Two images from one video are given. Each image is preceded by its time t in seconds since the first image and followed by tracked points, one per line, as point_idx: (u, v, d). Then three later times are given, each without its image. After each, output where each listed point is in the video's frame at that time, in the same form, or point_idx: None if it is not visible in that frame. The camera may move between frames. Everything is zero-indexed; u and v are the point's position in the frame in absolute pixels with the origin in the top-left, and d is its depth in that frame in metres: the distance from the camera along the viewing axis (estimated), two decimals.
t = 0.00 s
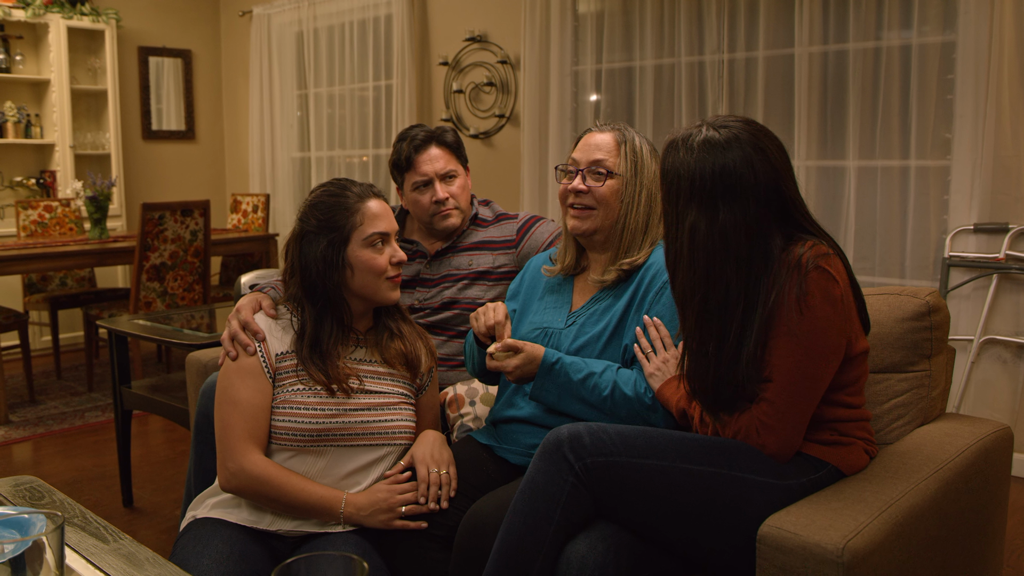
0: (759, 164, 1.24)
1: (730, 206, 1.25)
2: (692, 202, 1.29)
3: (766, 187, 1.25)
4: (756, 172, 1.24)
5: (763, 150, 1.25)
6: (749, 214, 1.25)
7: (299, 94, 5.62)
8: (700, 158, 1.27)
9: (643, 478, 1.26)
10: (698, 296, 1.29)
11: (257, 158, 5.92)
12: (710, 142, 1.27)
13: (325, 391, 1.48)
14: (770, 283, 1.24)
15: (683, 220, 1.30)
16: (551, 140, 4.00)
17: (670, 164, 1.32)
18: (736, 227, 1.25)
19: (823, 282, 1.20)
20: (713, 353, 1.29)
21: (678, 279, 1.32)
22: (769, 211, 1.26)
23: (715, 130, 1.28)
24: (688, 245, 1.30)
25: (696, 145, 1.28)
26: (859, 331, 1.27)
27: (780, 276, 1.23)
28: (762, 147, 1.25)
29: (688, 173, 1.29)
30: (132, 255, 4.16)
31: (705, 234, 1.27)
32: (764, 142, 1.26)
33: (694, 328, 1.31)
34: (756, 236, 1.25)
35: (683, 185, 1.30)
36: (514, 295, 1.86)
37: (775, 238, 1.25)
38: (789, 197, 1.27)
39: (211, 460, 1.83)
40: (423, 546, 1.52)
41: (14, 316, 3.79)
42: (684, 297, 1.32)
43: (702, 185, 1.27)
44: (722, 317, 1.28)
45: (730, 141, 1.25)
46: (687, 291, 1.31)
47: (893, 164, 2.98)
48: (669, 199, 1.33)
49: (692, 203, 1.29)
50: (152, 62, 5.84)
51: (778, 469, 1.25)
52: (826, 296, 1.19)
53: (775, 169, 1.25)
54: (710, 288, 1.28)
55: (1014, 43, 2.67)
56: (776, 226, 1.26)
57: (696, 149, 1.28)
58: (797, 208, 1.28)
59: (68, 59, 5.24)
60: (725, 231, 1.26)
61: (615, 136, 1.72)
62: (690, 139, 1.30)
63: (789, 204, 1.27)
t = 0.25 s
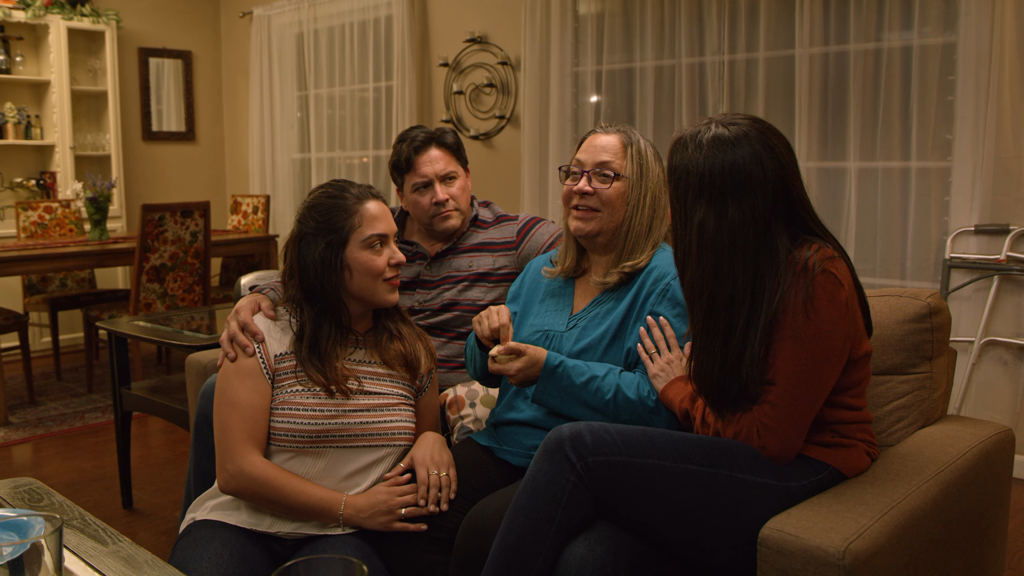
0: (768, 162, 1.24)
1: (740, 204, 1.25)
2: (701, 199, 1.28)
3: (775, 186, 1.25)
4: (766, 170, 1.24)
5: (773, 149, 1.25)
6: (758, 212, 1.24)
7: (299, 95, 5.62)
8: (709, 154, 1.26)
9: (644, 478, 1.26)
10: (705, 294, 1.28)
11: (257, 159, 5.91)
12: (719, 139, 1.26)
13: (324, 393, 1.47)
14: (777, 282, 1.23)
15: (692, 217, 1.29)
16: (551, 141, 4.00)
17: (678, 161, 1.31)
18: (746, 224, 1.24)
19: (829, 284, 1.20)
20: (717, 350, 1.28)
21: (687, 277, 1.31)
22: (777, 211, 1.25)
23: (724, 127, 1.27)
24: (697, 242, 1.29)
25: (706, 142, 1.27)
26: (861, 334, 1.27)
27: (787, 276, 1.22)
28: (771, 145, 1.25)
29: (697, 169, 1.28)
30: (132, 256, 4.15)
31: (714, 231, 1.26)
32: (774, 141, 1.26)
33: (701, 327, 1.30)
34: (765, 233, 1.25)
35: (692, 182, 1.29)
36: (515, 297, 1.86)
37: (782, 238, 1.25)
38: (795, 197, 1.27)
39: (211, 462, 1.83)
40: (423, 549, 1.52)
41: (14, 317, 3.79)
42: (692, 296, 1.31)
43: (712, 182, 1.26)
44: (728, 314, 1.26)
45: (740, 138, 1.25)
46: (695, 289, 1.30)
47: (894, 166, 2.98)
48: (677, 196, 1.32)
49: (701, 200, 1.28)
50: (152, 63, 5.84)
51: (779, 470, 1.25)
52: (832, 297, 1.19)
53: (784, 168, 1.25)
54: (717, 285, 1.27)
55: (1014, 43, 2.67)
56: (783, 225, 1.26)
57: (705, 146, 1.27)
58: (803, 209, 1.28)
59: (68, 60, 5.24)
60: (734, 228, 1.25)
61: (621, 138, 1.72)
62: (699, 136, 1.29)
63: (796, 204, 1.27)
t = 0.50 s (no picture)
0: (773, 161, 1.24)
1: (744, 201, 1.25)
2: (706, 198, 1.28)
3: (779, 185, 1.25)
4: (770, 170, 1.24)
5: (777, 148, 1.25)
6: (763, 210, 1.24)
7: (299, 96, 5.62)
8: (714, 153, 1.26)
9: (643, 483, 1.25)
10: (709, 293, 1.28)
11: (257, 159, 5.91)
12: (723, 138, 1.26)
13: (324, 394, 1.47)
14: (778, 283, 1.23)
15: (696, 215, 1.29)
16: (551, 142, 3.99)
17: (682, 159, 1.31)
18: (750, 223, 1.24)
19: (831, 287, 1.19)
20: (723, 350, 1.28)
21: (692, 276, 1.32)
22: (781, 211, 1.25)
23: (729, 126, 1.27)
24: (702, 241, 1.29)
25: (709, 141, 1.28)
26: (863, 337, 1.27)
27: (789, 278, 1.22)
28: (775, 144, 1.25)
29: (702, 168, 1.28)
30: (132, 257, 4.15)
31: (718, 229, 1.26)
32: (777, 139, 1.26)
33: (705, 327, 1.30)
34: (770, 231, 1.24)
35: (696, 181, 1.29)
36: (514, 299, 1.85)
37: (785, 238, 1.25)
38: (799, 197, 1.27)
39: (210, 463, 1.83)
40: (423, 551, 1.52)
41: (13, 318, 3.78)
42: (696, 295, 1.31)
43: (716, 180, 1.26)
44: (734, 314, 1.26)
45: (743, 137, 1.25)
46: (700, 288, 1.30)
47: (895, 166, 2.98)
48: (682, 194, 1.32)
49: (705, 198, 1.28)
50: (152, 64, 5.83)
51: (779, 474, 1.25)
52: (835, 300, 1.19)
53: (789, 167, 1.25)
54: (722, 283, 1.27)
55: (1015, 44, 2.67)
56: (786, 225, 1.26)
57: (709, 145, 1.27)
58: (807, 210, 1.27)
59: (68, 61, 5.24)
60: (739, 225, 1.25)
61: (623, 139, 1.72)
62: (703, 135, 1.29)
63: (800, 205, 1.27)
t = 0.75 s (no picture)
0: (778, 158, 1.24)
1: (751, 198, 1.25)
2: (712, 195, 1.28)
3: (784, 183, 1.25)
4: (775, 167, 1.24)
5: (782, 146, 1.25)
6: (770, 207, 1.24)
7: (299, 97, 5.62)
8: (720, 150, 1.27)
9: (643, 486, 1.25)
10: (714, 292, 1.28)
11: (257, 160, 5.91)
12: (729, 135, 1.27)
13: (324, 395, 1.47)
14: (780, 284, 1.23)
15: (702, 213, 1.29)
16: (551, 143, 3.99)
17: (687, 157, 1.31)
18: (756, 221, 1.24)
19: (832, 290, 1.19)
20: (731, 350, 1.28)
21: (697, 274, 1.32)
22: (785, 209, 1.25)
23: (733, 123, 1.28)
24: (708, 238, 1.29)
25: (715, 138, 1.28)
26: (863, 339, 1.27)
27: (790, 278, 1.22)
28: (780, 141, 1.25)
29: (708, 166, 1.28)
30: (131, 258, 4.15)
31: (724, 226, 1.26)
32: (782, 136, 1.26)
33: (711, 326, 1.31)
34: (776, 229, 1.25)
35: (701, 178, 1.29)
36: (513, 301, 1.85)
37: (789, 237, 1.25)
38: (803, 196, 1.27)
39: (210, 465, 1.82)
40: (423, 552, 1.51)
41: (13, 319, 3.78)
42: (702, 293, 1.31)
43: (722, 177, 1.26)
44: (740, 313, 1.26)
45: (749, 134, 1.25)
46: (706, 286, 1.30)
47: (895, 167, 2.98)
48: (687, 192, 1.32)
49: (711, 195, 1.28)
50: (152, 65, 5.83)
51: (779, 477, 1.24)
52: (836, 301, 1.19)
53: (794, 165, 1.25)
54: (728, 281, 1.27)
55: (1015, 45, 2.67)
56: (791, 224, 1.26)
57: (714, 142, 1.28)
58: (811, 209, 1.27)
59: (67, 62, 5.24)
60: (746, 222, 1.25)
61: (614, 141, 1.71)
62: (708, 133, 1.29)
63: (803, 204, 1.27)
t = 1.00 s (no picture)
0: (785, 156, 1.24)
1: (759, 197, 1.24)
2: (718, 194, 1.27)
3: (790, 182, 1.25)
4: (782, 166, 1.24)
5: (789, 144, 1.25)
6: (777, 206, 1.24)
7: (299, 98, 5.62)
8: (726, 148, 1.26)
9: (643, 489, 1.25)
10: (720, 292, 1.28)
11: (257, 161, 5.90)
12: (735, 134, 1.26)
13: (323, 397, 1.47)
14: (780, 285, 1.23)
15: (708, 212, 1.29)
16: (551, 144, 3.99)
17: (693, 156, 1.31)
18: (764, 219, 1.24)
19: (832, 291, 1.19)
20: (736, 350, 1.27)
21: (704, 273, 1.31)
22: (791, 208, 1.25)
23: (739, 122, 1.27)
24: (715, 237, 1.28)
25: (721, 137, 1.27)
26: (863, 341, 1.26)
27: (791, 279, 1.22)
28: (787, 140, 1.25)
29: (714, 165, 1.27)
30: (131, 259, 4.14)
31: (731, 225, 1.26)
32: (787, 134, 1.26)
33: (717, 326, 1.30)
34: (783, 228, 1.25)
35: (708, 177, 1.28)
36: (512, 304, 1.85)
37: (793, 237, 1.25)
38: (807, 195, 1.27)
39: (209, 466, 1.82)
40: (422, 554, 1.51)
41: (12, 320, 3.78)
42: (707, 292, 1.31)
43: (730, 176, 1.26)
44: (746, 314, 1.26)
45: (755, 133, 1.25)
46: (712, 285, 1.29)
47: (895, 168, 2.98)
48: (692, 191, 1.32)
49: (717, 194, 1.27)
50: (152, 65, 5.83)
51: (780, 479, 1.24)
52: (837, 302, 1.19)
53: (801, 163, 1.25)
54: (735, 281, 1.26)
55: (1016, 46, 2.66)
56: (795, 224, 1.26)
57: (721, 141, 1.27)
58: (814, 209, 1.27)
59: (67, 62, 5.24)
60: (754, 221, 1.24)
61: (603, 145, 1.69)
62: (713, 131, 1.29)
63: (808, 204, 1.27)
